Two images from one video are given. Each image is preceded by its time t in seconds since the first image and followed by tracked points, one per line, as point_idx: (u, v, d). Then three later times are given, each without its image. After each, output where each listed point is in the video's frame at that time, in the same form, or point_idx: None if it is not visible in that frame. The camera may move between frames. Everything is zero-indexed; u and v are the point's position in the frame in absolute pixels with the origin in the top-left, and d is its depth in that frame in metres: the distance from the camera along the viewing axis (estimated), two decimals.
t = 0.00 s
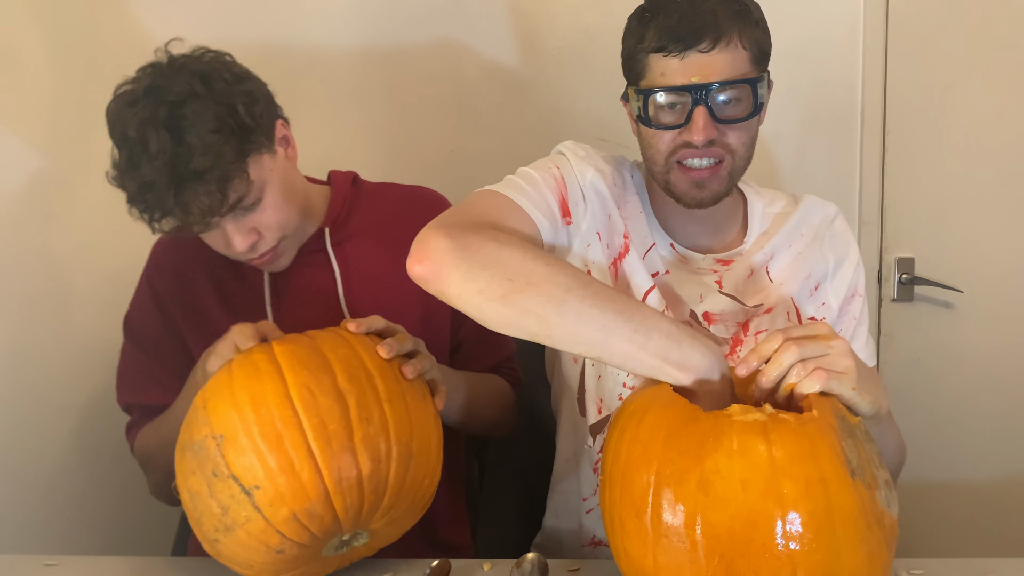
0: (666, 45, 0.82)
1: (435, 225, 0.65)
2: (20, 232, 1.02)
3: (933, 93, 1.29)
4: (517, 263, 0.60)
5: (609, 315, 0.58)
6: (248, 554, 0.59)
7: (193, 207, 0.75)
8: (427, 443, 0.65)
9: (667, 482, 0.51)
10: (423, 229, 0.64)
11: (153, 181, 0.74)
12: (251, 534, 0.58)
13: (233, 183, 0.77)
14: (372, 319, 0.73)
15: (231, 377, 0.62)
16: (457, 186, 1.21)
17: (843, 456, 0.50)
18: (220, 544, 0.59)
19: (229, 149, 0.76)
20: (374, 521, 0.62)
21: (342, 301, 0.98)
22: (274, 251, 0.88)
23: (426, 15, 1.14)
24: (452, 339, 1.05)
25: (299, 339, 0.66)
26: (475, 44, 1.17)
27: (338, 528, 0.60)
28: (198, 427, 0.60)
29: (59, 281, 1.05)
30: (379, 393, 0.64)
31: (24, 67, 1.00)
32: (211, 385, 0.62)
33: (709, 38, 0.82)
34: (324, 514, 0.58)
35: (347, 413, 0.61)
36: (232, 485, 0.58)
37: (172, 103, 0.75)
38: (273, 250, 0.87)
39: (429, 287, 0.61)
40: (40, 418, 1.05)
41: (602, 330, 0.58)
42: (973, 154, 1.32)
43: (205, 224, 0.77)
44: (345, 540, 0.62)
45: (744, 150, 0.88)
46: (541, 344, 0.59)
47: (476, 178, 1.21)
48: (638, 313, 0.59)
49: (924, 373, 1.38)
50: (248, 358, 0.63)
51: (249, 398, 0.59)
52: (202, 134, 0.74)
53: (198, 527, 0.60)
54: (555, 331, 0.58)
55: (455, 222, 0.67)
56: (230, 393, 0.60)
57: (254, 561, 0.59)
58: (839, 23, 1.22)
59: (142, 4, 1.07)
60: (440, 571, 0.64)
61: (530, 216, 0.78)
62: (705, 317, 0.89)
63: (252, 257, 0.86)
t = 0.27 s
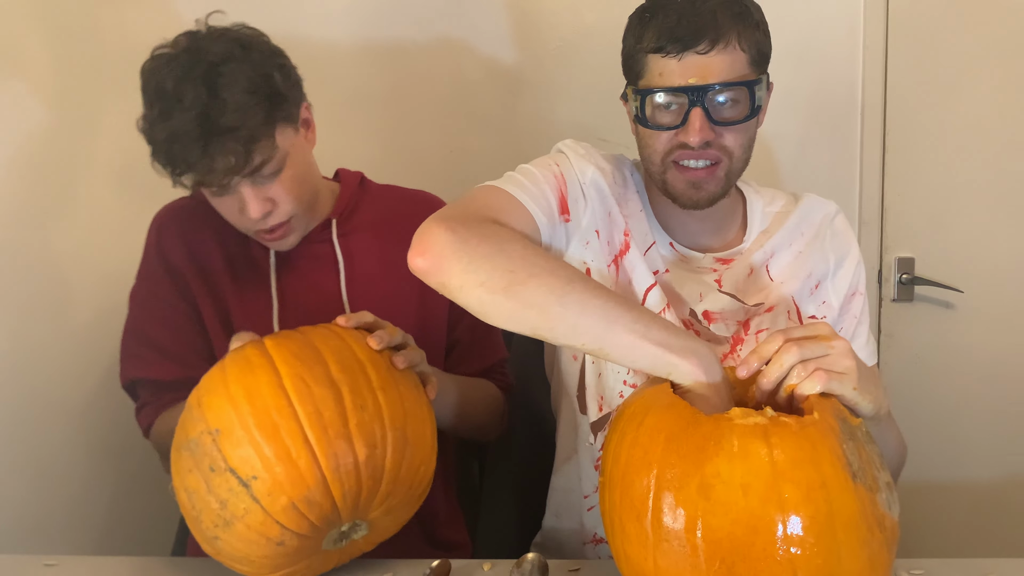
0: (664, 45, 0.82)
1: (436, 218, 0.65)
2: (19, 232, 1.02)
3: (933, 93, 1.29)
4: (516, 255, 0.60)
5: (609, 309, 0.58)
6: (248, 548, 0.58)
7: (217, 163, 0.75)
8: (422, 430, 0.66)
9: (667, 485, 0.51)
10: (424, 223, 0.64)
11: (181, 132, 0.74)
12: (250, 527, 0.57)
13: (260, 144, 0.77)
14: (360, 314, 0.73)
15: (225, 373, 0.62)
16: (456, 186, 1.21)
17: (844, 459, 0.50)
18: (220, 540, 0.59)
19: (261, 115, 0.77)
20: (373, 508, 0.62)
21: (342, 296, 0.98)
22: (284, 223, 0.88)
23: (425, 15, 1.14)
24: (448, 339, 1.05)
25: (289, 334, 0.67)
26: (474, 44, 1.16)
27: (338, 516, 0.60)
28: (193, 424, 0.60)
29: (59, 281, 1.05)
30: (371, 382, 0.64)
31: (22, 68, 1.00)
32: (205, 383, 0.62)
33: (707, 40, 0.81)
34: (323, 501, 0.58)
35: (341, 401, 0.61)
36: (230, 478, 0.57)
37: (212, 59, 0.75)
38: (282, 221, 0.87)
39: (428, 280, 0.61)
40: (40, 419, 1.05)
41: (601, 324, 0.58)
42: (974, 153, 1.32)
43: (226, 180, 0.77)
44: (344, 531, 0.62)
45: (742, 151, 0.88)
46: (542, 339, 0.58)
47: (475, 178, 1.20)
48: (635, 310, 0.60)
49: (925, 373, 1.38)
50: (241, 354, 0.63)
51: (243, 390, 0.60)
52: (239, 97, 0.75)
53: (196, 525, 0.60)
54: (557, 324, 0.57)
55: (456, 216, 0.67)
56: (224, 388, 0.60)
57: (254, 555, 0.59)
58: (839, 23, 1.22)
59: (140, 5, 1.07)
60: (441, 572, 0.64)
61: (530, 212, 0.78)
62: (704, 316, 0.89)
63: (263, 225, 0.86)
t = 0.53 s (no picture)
0: (658, 44, 0.83)
1: (431, 218, 0.66)
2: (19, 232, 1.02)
3: (933, 93, 1.29)
4: (512, 257, 0.60)
5: (609, 315, 0.57)
6: (249, 545, 0.58)
7: (314, 114, 0.85)
8: (422, 427, 0.66)
9: (667, 485, 0.51)
10: (422, 223, 0.65)
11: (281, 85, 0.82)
12: (252, 524, 0.57)
13: (343, 102, 0.89)
14: (360, 314, 0.74)
15: (226, 372, 0.62)
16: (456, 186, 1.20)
17: (844, 458, 0.50)
18: (221, 538, 0.59)
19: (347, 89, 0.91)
20: (374, 504, 0.62)
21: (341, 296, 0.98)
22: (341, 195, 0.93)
23: (425, 15, 1.14)
24: (446, 338, 1.05)
25: (291, 332, 0.67)
26: (474, 44, 1.17)
27: (340, 512, 0.60)
28: (194, 423, 0.61)
29: (59, 281, 1.05)
30: (372, 378, 0.64)
31: (22, 67, 1.00)
32: (206, 381, 0.63)
33: (701, 38, 0.82)
34: (325, 497, 0.58)
35: (342, 397, 0.61)
36: (232, 475, 0.57)
37: (292, 29, 0.86)
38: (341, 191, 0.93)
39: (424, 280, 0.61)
40: (41, 420, 1.05)
41: (597, 331, 0.57)
42: (974, 154, 1.32)
43: (319, 133, 0.87)
44: (345, 529, 0.62)
45: (736, 151, 0.88)
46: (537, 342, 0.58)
47: (475, 178, 1.20)
48: (638, 314, 0.58)
49: (925, 373, 1.38)
50: (243, 352, 0.63)
51: (245, 387, 0.60)
52: (336, 68, 0.89)
53: (197, 523, 0.60)
54: (553, 329, 0.57)
55: (455, 215, 0.67)
56: (225, 386, 0.61)
57: (255, 553, 0.59)
58: (838, 24, 1.22)
59: (141, 5, 1.07)
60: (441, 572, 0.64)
61: (527, 211, 0.78)
62: (704, 315, 0.89)
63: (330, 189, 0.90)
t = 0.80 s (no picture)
0: (663, 42, 0.83)
1: (431, 218, 0.65)
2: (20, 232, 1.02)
3: (933, 93, 1.29)
4: (511, 257, 0.60)
5: (604, 314, 0.58)
6: (248, 543, 0.58)
7: (317, 107, 0.86)
8: (424, 429, 0.66)
9: (667, 482, 0.51)
10: (422, 220, 0.65)
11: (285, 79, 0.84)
12: (251, 522, 0.57)
13: (345, 97, 0.91)
14: (365, 315, 0.73)
15: (230, 369, 0.62)
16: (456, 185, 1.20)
17: (844, 457, 0.50)
18: (221, 536, 0.59)
19: (349, 86, 0.92)
20: (374, 506, 0.62)
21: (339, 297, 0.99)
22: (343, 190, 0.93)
23: (425, 15, 1.15)
24: (446, 338, 1.05)
25: (296, 331, 0.67)
26: (474, 44, 1.17)
27: (339, 512, 0.60)
28: (196, 420, 0.61)
29: (59, 281, 1.05)
30: (375, 379, 0.64)
31: (23, 66, 1.00)
32: (210, 378, 0.63)
33: (706, 36, 0.82)
34: (325, 498, 0.58)
35: (344, 397, 0.61)
36: (232, 473, 0.57)
37: (298, 27, 0.88)
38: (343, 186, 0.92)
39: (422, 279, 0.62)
40: (41, 420, 1.05)
41: (595, 331, 0.58)
42: (974, 154, 1.32)
43: (323, 125, 0.88)
44: (345, 530, 0.62)
45: (740, 150, 0.87)
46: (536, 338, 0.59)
47: (475, 178, 1.20)
48: (635, 312, 0.59)
49: (925, 374, 1.38)
50: (247, 350, 0.63)
51: (249, 385, 0.60)
52: (339, 64, 0.90)
53: (197, 521, 0.60)
54: (551, 328, 0.58)
55: (455, 215, 0.67)
56: (229, 383, 0.61)
57: (255, 551, 0.59)
58: (837, 24, 1.22)
59: (141, 5, 1.07)
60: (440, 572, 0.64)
61: (528, 211, 0.78)
62: (707, 316, 0.89)
63: (332, 185, 0.90)
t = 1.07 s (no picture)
0: (682, 45, 0.83)
1: (440, 209, 0.66)
2: (21, 232, 1.02)
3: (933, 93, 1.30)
4: (518, 252, 0.60)
5: (610, 310, 0.58)
6: (244, 541, 0.58)
7: (318, 103, 0.87)
8: (417, 424, 0.66)
9: (667, 480, 0.51)
10: (430, 212, 0.65)
11: (287, 75, 0.84)
12: (246, 519, 0.57)
13: (347, 96, 0.91)
14: (361, 312, 0.74)
15: (224, 368, 0.62)
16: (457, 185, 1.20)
17: (843, 453, 0.50)
18: (217, 534, 0.59)
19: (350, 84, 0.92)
20: (369, 501, 0.62)
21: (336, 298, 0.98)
22: (344, 187, 0.93)
23: (426, 15, 1.15)
24: (446, 338, 1.06)
25: (287, 330, 0.67)
26: (475, 44, 1.17)
27: (334, 508, 0.60)
28: (190, 419, 0.61)
29: (60, 281, 1.05)
30: (367, 375, 0.64)
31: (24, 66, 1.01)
32: (203, 378, 0.63)
33: (725, 41, 0.82)
34: (318, 494, 0.58)
35: (336, 393, 0.61)
36: (226, 471, 0.58)
37: (301, 25, 0.89)
38: (343, 184, 0.93)
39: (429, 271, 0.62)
40: (42, 420, 1.06)
41: (599, 325, 0.58)
42: (974, 154, 1.32)
43: (325, 123, 0.88)
44: (341, 528, 0.62)
45: (753, 155, 0.88)
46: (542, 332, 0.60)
47: (476, 178, 1.20)
48: (640, 307, 0.59)
49: (925, 374, 1.38)
50: (239, 350, 0.64)
51: (239, 383, 0.60)
52: (341, 62, 0.91)
53: (193, 520, 0.60)
54: (556, 322, 0.58)
55: (463, 208, 0.67)
56: (221, 382, 0.61)
57: (251, 549, 0.59)
58: (838, 24, 1.22)
59: (142, 5, 1.07)
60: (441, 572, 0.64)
61: (537, 205, 0.78)
62: (712, 316, 0.89)
63: (333, 183, 0.91)
